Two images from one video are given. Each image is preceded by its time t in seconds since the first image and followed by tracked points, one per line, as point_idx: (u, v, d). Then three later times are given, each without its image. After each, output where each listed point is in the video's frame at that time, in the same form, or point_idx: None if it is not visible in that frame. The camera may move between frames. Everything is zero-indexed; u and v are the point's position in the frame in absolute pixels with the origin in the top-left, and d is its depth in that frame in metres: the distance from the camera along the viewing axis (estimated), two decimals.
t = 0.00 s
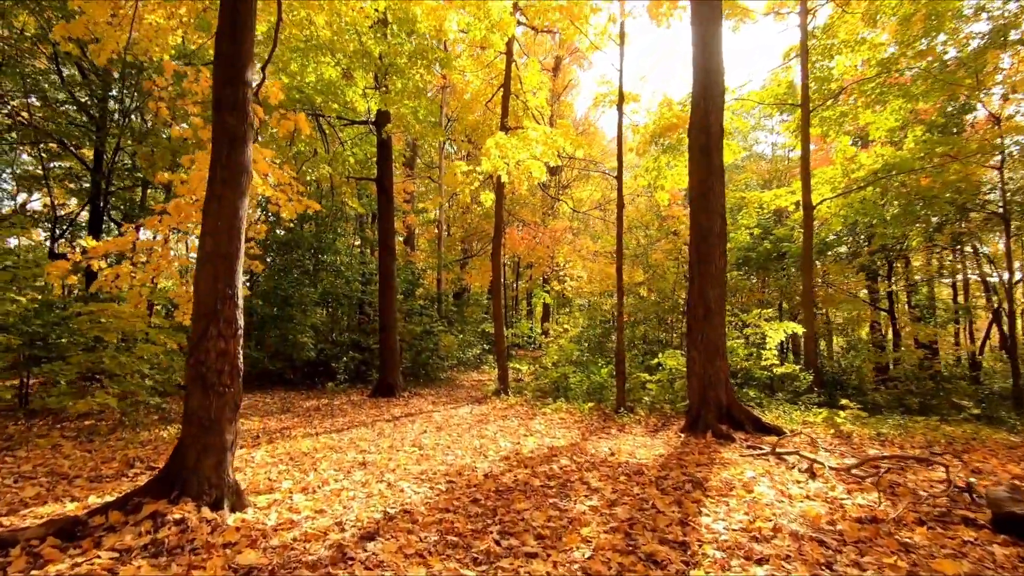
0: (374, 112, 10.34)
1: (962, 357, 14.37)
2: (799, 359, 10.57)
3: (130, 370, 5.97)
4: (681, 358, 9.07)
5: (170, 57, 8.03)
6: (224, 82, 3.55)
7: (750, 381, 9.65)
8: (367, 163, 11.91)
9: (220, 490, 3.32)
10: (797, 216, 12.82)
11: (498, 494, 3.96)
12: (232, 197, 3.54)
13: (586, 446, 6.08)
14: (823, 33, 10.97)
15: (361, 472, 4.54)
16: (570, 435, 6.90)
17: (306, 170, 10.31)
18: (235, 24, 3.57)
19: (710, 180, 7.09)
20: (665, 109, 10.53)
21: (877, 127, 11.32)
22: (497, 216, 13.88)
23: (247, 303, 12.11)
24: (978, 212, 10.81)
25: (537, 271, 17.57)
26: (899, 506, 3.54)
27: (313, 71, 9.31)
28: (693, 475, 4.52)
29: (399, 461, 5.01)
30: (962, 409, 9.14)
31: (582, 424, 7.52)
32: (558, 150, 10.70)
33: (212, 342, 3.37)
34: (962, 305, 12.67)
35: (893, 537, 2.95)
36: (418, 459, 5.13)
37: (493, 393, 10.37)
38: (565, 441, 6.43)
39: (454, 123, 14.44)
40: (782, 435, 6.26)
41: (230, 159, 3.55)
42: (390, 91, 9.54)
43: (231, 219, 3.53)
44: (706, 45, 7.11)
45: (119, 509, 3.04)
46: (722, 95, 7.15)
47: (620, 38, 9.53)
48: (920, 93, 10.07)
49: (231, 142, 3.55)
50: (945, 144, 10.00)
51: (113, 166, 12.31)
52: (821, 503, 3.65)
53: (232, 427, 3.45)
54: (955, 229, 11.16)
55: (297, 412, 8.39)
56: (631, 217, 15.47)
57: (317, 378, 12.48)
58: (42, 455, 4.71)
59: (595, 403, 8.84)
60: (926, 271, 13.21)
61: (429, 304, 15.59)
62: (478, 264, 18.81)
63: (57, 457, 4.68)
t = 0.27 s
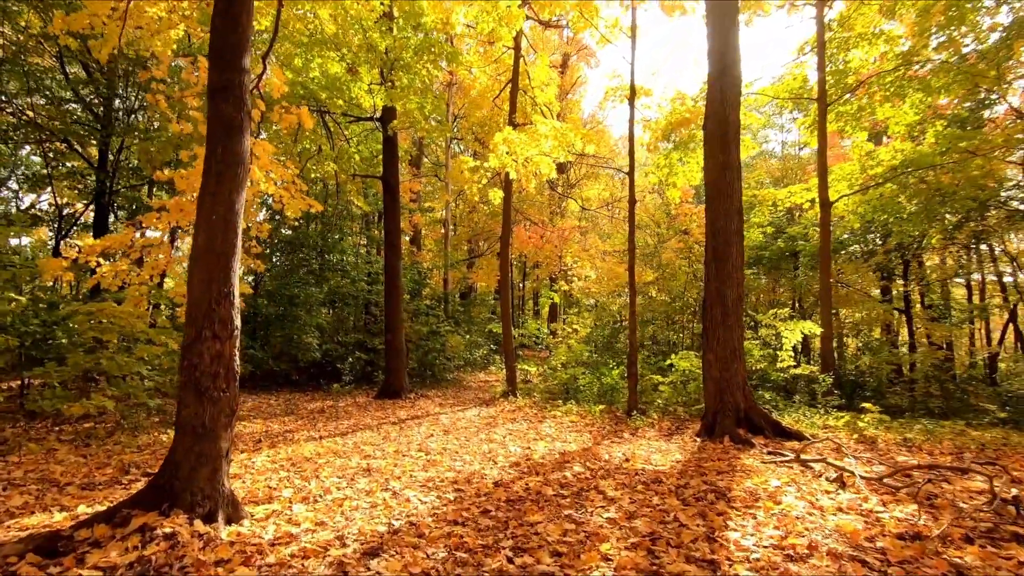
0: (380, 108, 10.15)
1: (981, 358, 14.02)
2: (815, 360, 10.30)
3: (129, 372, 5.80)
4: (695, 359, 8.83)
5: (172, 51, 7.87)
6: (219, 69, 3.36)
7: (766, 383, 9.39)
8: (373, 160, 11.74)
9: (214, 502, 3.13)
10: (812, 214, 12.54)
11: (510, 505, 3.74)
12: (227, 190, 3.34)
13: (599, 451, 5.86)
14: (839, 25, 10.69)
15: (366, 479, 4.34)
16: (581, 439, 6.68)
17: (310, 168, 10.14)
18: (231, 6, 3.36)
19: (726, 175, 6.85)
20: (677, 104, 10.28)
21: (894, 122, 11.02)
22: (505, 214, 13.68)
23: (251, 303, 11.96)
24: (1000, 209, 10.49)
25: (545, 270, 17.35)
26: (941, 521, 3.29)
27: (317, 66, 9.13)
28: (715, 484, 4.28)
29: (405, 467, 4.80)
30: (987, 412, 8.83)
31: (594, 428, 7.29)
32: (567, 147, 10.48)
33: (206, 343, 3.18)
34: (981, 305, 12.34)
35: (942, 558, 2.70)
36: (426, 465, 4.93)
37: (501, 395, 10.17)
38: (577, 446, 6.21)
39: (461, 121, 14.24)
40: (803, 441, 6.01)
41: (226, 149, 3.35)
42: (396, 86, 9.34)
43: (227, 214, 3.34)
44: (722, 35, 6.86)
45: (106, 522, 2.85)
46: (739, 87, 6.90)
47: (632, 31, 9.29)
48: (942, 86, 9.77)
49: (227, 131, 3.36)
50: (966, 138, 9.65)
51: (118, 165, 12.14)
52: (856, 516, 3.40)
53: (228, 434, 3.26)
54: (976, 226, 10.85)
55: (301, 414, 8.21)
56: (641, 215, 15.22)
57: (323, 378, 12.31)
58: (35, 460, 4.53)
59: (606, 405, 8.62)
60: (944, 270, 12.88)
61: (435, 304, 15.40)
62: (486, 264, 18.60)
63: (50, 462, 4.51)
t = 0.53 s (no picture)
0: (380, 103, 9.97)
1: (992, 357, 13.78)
2: (824, 361, 10.09)
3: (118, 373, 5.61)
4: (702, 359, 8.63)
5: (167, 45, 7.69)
6: (206, 52, 3.17)
7: (774, 384, 9.19)
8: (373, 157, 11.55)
9: (198, 512, 2.94)
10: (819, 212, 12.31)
11: (515, 514, 3.54)
12: (213, 180, 3.14)
13: (605, 455, 5.66)
14: (848, 19, 10.48)
15: (363, 485, 4.14)
16: (586, 442, 6.48)
17: (309, 164, 9.95)
18: None
19: (736, 170, 6.65)
20: (683, 99, 10.06)
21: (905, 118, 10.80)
22: (507, 212, 13.48)
23: (250, 302, 11.79)
24: (1014, 206, 10.24)
25: (547, 269, 17.14)
26: (973, 533, 3.09)
27: (317, 60, 8.95)
28: (729, 490, 4.08)
29: (404, 473, 4.60)
30: (1002, 413, 8.62)
31: (599, 430, 7.08)
32: (571, 143, 10.28)
33: (190, 343, 2.98)
34: (992, 305, 12.11)
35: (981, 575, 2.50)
36: (426, 471, 4.73)
37: (504, 396, 9.97)
38: (583, 450, 6.01)
39: (462, 118, 14.05)
40: (817, 444, 5.80)
41: (212, 136, 3.15)
42: (396, 81, 9.17)
43: (213, 205, 3.14)
44: (731, 25, 6.65)
45: (80, 537, 2.65)
46: (748, 78, 6.69)
47: (636, 23, 9.10)
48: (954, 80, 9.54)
49: (213, 117, 3.16)
50: (979, 133, 9.34)
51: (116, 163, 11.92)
52: (883, 527, 3.20)
53: (213, 439, 3.07)
54: (989, 224, 10.61)
55: (299, 416, 8.03)
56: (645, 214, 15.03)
57: (322, 379, 12.14)
58: (15, 465, 4.33)
59: (611, 407, 8.42)
60: (955, 269, 12.65)
61: (437, 304, 15.22)
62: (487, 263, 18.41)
63: (33, 467, 4.32)
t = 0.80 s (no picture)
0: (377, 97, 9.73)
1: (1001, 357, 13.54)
2: (832, 361, 9.85)
3: (102, 375, 5.36)
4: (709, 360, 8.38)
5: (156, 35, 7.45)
6: (182, 27, 2.93)
7: (781, 385, 8.96)
8: (371, 153, 11.31)
9: (172, 527, 2.70)
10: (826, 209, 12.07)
11: (517, 526, 3.29)
12: (190, 166, 2.91)
13: (611, 460, 5.41)
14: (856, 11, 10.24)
15: (355, 494, 3.90)
16: (590, 446, 6.24)
17: (304, 160, 9.71)
18: None
19: (745, 162, 6.41)
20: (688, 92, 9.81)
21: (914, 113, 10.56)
22: (507, 210, 13.24)
23: (245, 302, 11.55)
24: None
25: (548, 268, 16.90)
26: (1015, 549, 2.85)
27: (312, 53, 8.72)
28: (745, 499, 3.84)
29: (400, 480, 4.36)
30: (1016, 415, 8.39)
31: (604, 433, 6.85)
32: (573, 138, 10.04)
33: (164, 342, 2.75)
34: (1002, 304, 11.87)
35: None
36: (424, 478, 4.48)
37: (504, 397, 9.73)
38: (587, 454, 5.77)
39: (461, 114, 13.82)
40: (833, 448, 5.55)
41: (189, 118, 2.92)
42: (394, 74, 8.94)
43: (190, 193, 2.90)
44: (740, 12, 6.41)
45: (40, 557, 2.41)
46: (757, 67, 6.45)
47: (640, 14, 8.86)
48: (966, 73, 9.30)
49: (191, 98, 2.92)
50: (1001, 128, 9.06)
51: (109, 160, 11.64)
52: (917, 543, 2.95)
53: (190, 448, 2.83)
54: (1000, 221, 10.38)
55: (293, 418, 7.79)
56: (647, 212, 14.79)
57: (319, 380, 11.90)
58: None
59: (615, 409, 8.18)
60: (963, 267, 12.41)
61: (436, 303, 14.99)
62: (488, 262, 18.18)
63: (7, 474, 4.08)
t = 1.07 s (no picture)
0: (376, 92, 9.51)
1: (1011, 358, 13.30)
2: (841, 361, 9.65)
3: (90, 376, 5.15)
4: (716, 361, 8.17)
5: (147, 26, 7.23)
6: (162, 4, 2.71)
7: (790, 386, 8.73)
8: (370, 150, 11.10)
9: (147, 544, 2.49)
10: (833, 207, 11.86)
11: (523, 541, 3.07)
12: (171, 155, 2.69)
13: (618, 465, 5.19)
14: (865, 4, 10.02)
15: (350, 503, 3.69)
16: (596, 450, 6.02)
17: (301, 156, 9.50)
18: None
19: (754, 156, 6.19)
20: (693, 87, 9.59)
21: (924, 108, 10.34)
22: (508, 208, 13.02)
23: (242, 301, 11.33)
24: None
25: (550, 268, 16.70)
26: None
27: (309, 46, 8.50)
28: (763, 510, 3.62)
29: (397, 488, 4.14)
30: None
31: (609, 437, 6.62)
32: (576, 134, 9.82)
33: (140, 344, 2.53)
34: (1012, 303, 11.68)
35: None
36: (422, 485, 4.27)
37: (506, 399, 9.53)
38: (592, 459, 5.55)
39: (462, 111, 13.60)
40: (849, 453, 5.33)
41: (169, 101, 2.70)
42: (392, 67, 8.72)
43: (170, 182, 2.69)
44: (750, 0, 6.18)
45: None
46: (767, 58, 6.22)
47: (645, 6, 8.63)
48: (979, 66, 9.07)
49: (171, 81, 2.71)
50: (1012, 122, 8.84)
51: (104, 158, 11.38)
52: (955, 560, 2.73)
53: (168, 457, 2.61)
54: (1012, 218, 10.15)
55: (289, 420, 7.58)
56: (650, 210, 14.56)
57: (317, 380, 11.68)
58: None
59: (619, 411, 7.96)
60: (973, 266, 12.18)
61: (436, 303, 14.77)
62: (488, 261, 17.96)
63: None
